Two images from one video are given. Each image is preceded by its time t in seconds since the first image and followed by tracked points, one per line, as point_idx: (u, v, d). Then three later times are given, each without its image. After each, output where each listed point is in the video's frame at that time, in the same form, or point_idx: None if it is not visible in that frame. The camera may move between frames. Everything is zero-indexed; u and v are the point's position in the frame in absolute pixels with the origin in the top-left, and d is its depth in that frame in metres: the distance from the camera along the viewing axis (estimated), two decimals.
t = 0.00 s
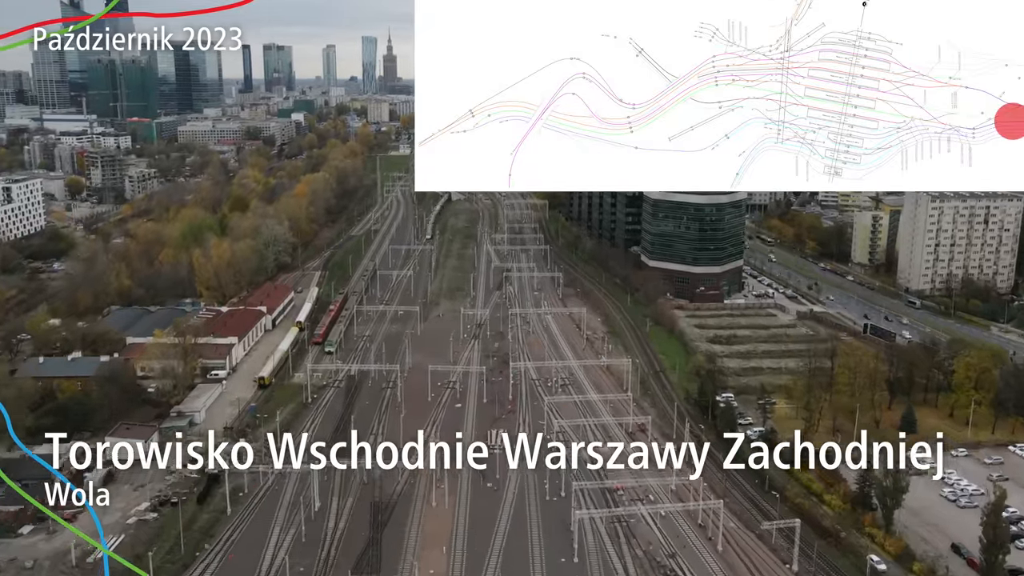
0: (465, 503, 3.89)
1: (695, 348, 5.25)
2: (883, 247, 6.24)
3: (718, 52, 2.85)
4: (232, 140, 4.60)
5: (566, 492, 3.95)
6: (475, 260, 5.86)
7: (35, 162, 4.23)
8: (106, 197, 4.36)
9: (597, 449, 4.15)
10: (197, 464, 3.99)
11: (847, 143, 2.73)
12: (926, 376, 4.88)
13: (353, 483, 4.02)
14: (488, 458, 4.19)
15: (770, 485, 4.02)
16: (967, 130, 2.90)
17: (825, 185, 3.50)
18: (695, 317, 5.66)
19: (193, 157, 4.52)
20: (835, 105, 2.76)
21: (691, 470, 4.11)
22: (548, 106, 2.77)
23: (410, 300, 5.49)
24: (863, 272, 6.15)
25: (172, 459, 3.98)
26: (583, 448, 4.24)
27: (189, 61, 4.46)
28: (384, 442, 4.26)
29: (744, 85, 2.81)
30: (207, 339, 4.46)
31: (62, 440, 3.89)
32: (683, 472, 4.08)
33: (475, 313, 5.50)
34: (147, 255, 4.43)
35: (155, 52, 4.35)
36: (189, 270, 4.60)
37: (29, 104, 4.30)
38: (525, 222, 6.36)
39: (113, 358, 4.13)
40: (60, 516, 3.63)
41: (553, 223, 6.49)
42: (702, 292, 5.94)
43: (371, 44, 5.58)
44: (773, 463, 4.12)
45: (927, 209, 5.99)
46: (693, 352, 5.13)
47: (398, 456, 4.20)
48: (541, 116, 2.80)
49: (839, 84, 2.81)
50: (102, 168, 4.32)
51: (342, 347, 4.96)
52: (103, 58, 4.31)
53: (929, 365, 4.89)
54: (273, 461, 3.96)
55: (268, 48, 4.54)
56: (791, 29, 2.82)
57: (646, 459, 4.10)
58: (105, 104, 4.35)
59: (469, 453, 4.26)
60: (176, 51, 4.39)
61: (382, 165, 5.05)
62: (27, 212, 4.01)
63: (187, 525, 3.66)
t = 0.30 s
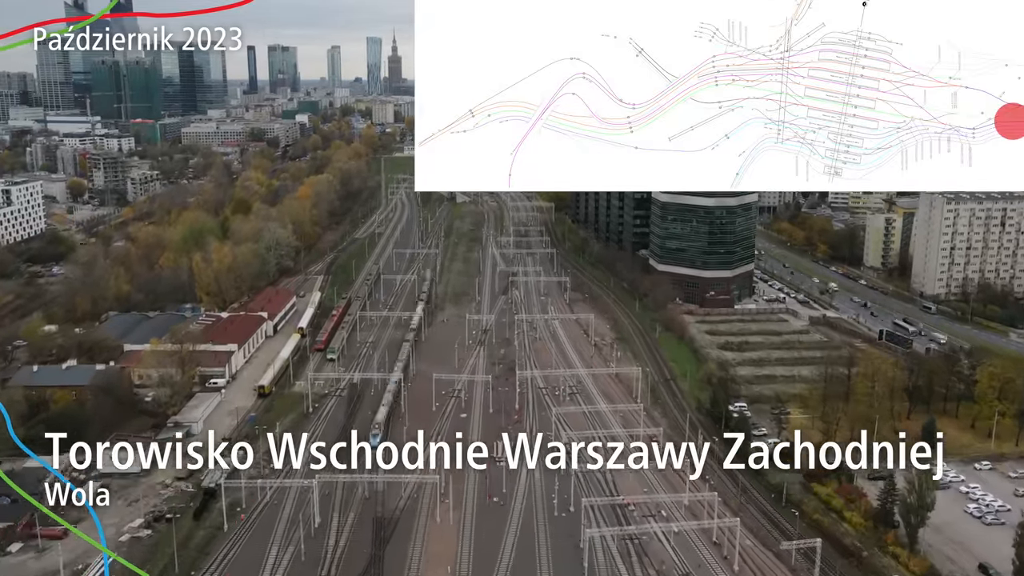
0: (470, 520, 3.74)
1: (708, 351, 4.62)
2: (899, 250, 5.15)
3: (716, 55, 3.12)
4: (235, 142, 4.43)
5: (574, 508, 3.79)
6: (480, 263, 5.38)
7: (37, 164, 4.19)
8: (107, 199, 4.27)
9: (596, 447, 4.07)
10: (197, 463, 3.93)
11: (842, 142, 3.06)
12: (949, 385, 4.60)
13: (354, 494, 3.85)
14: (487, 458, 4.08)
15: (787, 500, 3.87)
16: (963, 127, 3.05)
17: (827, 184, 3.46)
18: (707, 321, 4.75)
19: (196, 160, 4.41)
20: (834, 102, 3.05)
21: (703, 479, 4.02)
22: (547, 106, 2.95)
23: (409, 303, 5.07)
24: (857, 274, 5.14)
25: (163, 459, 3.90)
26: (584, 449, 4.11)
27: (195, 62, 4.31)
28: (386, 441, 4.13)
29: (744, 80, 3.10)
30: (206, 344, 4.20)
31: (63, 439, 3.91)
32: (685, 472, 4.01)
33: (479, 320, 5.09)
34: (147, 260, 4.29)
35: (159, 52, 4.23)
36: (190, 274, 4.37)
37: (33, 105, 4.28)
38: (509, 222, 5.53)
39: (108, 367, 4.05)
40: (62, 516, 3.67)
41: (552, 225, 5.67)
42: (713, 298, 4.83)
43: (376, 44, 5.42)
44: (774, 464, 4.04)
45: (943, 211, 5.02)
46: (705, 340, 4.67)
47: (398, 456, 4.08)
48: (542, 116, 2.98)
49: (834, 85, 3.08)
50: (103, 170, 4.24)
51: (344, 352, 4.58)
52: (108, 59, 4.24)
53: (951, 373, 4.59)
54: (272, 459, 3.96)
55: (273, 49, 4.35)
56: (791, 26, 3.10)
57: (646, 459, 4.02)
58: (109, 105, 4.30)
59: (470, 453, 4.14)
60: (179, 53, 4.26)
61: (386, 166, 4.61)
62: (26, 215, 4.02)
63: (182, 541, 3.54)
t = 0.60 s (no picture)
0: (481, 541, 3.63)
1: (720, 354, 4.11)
2: (918, 254, 4.23)
3: (717, 55, 3.44)
4: (239, 142, 3.99)
5: (587, 530, 3.67)
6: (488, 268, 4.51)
7: (41, 165, 3.86)
8: (110, 202, 3.92)
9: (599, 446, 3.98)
10: (196, 463, 3.76)
11: (843, 141, 3.39)
12: (976, 397, 4.08)
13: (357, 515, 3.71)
14: (488, 458, 3.97)
15: (813, 523, 3.77)
16: (954, 130, 3.43)
17: (827, 185, 3.37)
18: (722, 329, 4.16)
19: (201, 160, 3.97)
20: (832, 102, 3.41)
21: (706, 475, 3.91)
22: (551, 105, 3.26)
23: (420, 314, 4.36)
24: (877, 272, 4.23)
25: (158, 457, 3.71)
26: (584, 448, 3.99)
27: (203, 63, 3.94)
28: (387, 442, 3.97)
29: (744, 80, 3.44)
30: (205, 354, 3.84)
31: (63, 440, 3.72)
32: (686, 471, 3.92)
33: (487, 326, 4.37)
34: (148, 264, 3.96)
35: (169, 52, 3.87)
36: (192, 279, 3.98)
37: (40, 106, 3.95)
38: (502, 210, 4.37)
39: (104, 378, 3.76)
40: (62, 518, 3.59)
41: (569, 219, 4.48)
42: (727, 305, 4.19)
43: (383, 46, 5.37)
44: (774, 463, 3.96)
45: (965, 215, 4.11)
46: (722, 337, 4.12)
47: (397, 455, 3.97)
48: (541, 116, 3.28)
49: (834, 85, 3.39)
50: (110, 172, 3.92)
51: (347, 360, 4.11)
52: (115, 59, 3.90)
53: (979, 385, 4.08)
54: (272, 462, 3.80)
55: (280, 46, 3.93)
56: (791, 27, 3.45)
57: (647, 460, 3.93)
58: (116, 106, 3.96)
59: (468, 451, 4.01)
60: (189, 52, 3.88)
61: (393, 167, 4.09)
62: (27, 219, 3.79)
63: (175, 567, 3.44)
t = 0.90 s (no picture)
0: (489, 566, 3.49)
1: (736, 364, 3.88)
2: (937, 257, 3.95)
3: (717, 54, 3.19)
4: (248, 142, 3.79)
5: (601, 549, 3.54)
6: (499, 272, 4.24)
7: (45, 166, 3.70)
8: (114, 203, 3.76)
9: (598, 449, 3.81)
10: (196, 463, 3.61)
11: (843, 141, 3.16)
12: (1003, 407, 3.84)
13: (360, 534, 3.60)
14: (488, 458, 3.82)
15: (837, 543, 3.64)
16: (961, 128, 3.21)
17: (827, 186, 3.20)
18: (737, 334, 3.93)
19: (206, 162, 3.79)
20: (833, 103, 3.16)
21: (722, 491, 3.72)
22: (552, 105, 3.04)
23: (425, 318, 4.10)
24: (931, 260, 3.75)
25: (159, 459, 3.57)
26: (583, 448, 3.82)
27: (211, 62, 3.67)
28: (389, 448, 3.74)
29: (743, 81, 3.19)
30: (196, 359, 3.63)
31: (63, 440, 3.55)
32: (682, 470, 3.80)
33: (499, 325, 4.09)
34: (149, 266, 3.77)
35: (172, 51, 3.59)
36: (193, 283, 3.77)
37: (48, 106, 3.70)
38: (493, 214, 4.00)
39: (101, 386, 3.59)
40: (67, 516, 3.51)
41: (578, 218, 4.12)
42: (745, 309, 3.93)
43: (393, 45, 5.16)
44: (774, 464, 3.81)
45: (988, 217, 3.72)
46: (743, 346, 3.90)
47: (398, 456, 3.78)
48: (542, 116, 3.00)
49: (835, 84, 3.15)
50: (114, 176, 3.75)
51: (351, 368, 3.89)
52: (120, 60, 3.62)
53: (1010, 395, 3.84)
54: (272, 461, 3.64)
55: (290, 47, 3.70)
56: (790, 27, 3.25)
57: (647, 461, 3.78)
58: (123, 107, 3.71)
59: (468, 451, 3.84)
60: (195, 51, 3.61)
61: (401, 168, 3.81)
62: (30, 221, 3.68)
63: None
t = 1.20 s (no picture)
0: None
1: (848, 354, 2.04)
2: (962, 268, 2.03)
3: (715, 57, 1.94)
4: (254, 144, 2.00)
5: None
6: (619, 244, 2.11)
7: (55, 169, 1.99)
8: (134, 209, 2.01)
9: (600, 442, 2.05)
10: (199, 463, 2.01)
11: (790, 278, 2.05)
12: None
13: (362, 567, 1.98)
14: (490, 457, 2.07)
15: None
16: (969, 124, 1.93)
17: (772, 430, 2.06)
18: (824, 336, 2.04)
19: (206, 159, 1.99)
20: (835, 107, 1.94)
21: (744, 511, 1.99)
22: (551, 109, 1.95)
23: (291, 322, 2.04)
24: (930, 304, 2.01)
25: (58, 499, 1.98)
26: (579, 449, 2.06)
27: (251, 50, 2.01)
28: (389, 442, 2.04)
29: (738, 84, 1.95)
30: (194, 373, 2.00)
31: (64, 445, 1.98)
32: (684, 473, 2.04)
33: (506, 307, 2.10)
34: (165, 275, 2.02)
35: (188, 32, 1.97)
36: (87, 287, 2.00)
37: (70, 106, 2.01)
38: (502, 264, 2.11)
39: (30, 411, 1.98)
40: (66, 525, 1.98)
41: (591, 217, 2.03)
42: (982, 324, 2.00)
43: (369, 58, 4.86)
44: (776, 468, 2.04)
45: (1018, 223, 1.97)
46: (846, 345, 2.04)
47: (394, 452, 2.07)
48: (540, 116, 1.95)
49: (836, 79, 1.92)
50: (120, 176, 2.00)
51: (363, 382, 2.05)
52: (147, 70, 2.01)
53: None
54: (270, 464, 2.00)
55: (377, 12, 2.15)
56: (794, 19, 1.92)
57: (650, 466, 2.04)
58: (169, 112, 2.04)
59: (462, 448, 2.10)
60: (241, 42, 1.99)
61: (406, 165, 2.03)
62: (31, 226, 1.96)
63: None
